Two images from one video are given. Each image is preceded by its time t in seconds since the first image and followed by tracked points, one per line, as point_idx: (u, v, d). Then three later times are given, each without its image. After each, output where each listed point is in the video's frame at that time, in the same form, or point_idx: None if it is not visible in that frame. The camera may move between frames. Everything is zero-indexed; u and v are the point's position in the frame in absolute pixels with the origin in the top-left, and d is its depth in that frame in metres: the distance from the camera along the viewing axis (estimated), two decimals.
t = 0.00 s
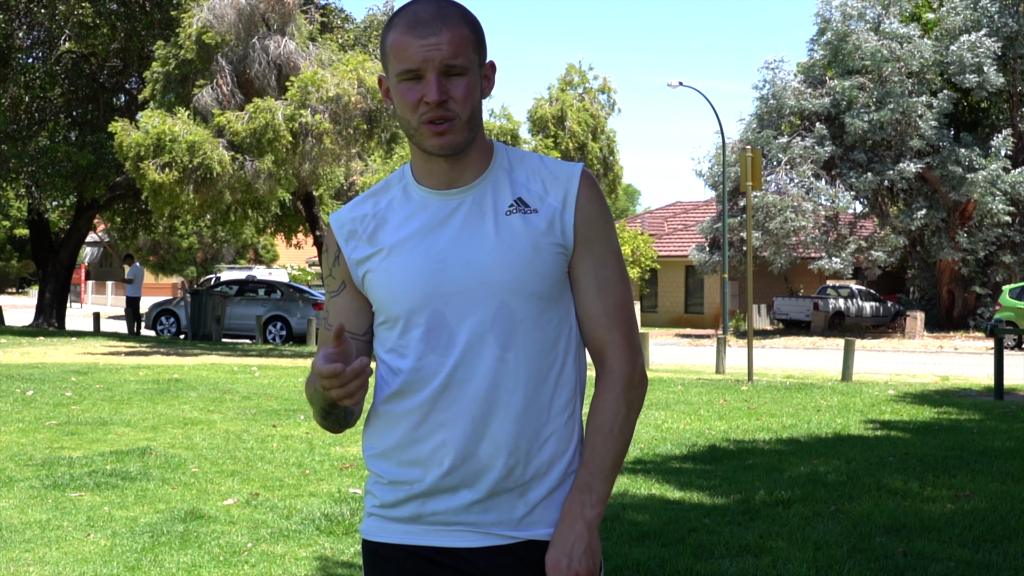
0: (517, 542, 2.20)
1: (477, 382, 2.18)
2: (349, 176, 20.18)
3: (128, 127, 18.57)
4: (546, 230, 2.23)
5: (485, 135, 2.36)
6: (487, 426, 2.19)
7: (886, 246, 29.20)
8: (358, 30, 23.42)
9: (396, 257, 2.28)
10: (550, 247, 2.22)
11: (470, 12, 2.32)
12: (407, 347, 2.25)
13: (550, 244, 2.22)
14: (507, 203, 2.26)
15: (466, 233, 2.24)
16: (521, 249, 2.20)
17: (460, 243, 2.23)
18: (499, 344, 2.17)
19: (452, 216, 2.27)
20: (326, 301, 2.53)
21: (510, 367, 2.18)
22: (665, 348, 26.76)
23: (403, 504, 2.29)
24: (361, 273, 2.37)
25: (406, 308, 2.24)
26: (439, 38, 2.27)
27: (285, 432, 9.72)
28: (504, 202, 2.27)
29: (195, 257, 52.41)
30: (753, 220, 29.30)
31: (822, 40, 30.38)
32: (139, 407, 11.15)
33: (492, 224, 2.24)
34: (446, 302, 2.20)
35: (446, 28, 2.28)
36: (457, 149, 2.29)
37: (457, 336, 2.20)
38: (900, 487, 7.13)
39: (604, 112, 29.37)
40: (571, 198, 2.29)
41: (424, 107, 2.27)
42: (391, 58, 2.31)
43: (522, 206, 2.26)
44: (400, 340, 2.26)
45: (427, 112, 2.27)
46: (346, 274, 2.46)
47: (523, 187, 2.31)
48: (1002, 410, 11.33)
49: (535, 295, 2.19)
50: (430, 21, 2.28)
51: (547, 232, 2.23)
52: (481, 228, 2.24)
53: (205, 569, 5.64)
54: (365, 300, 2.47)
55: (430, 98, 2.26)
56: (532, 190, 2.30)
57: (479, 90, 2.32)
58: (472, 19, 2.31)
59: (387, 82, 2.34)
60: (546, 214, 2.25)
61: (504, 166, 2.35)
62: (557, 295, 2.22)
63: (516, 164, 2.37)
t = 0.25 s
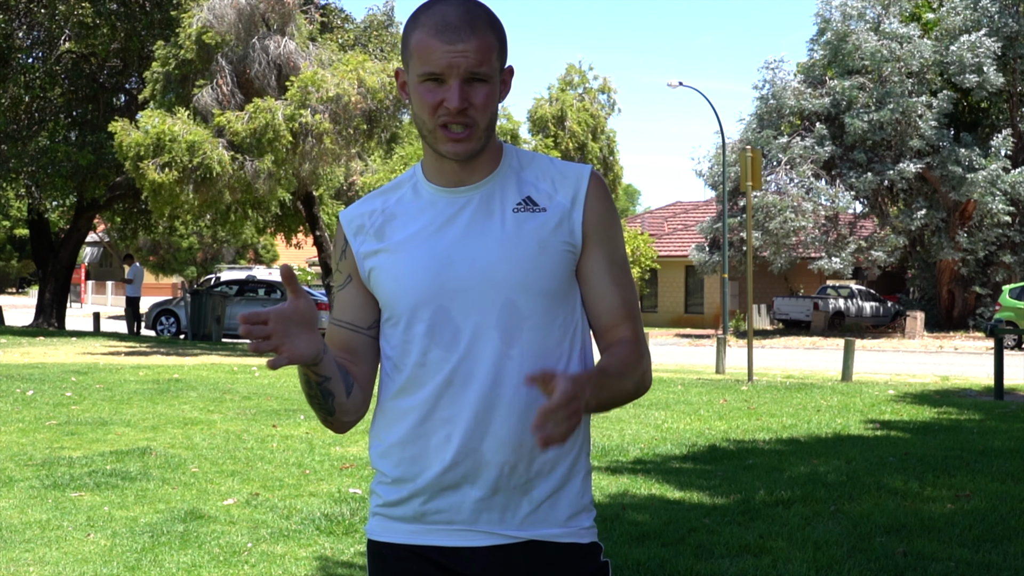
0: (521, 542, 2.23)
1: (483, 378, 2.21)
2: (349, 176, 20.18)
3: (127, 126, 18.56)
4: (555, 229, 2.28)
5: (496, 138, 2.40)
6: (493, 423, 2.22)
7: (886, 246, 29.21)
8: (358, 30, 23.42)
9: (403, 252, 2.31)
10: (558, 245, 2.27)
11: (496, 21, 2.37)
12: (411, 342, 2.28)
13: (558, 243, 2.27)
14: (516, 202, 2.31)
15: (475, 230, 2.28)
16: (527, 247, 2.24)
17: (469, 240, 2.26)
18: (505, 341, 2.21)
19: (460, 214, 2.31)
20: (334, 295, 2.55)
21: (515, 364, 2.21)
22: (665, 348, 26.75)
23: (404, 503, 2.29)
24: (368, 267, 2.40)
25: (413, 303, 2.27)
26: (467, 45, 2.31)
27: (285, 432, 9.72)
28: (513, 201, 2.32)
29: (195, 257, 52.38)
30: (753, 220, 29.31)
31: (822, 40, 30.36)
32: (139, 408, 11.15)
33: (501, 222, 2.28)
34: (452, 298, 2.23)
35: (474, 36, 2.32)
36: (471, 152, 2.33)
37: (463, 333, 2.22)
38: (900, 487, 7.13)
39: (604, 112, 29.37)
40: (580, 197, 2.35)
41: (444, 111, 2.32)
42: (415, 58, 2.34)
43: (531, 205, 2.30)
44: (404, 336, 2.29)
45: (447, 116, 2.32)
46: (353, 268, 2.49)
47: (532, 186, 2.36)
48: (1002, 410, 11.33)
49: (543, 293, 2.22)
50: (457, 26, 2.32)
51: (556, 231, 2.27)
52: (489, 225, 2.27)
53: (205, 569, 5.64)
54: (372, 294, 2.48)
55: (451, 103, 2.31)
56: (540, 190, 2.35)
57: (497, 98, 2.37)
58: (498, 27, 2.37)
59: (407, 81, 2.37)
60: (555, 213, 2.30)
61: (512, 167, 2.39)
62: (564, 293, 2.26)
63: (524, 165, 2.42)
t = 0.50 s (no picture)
0: (528, 541, 2.24)
1: (492, 376, 2.23)
2: (349, 176, 20.20)
3: (127, 126, 18.56)
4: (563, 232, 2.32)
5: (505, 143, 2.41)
6: (500, 421, 2.24)
7: (886, 246, 29.24)
8: (359, 30, 23.41)
9: (413, 252, 2.32)
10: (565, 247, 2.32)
11: (509, 25, 2.38)
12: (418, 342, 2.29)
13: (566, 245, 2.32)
14: (523, 203, 2.34)
15: (485, 231, 2.31)
16: (537, 249, 2.28)
17: (479, 242, 2.29)
18: (515, 341, 2.23)
19: (468, 216, 2.34)
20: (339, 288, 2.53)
21: (524, 362, 2.24)
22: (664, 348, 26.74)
23: (411, 503, 2.30)
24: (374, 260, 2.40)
25: (422, 302, 2.28)
26: (479, 48, 2.32)
27: (285, 431, 9.72)
28: (521, 202, 2.35)
29: (195, 257, 52.37)
30: (753, 220, 29.32)
31: (822, 39, 30.34)
32: (139, 407, 11.15)
33: (510, 224, 2.31)
34: (462, 298, 2.26)
35: (487, 38, 2.33)
36: (477, 158, 2.33)
37: (472, 332, 2.24)
38: (899, 487, 7.13)
39: (604, 112, 29.38)
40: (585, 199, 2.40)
41: (455, 115, 2.32)
42: (427, 60, 2.36)
43: (538, 206, 2.34)
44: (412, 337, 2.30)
45: (458, 120, 2.31)
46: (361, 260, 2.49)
47: (538, 188, 2.39)
48: (1003, 409, 11.32)
49: (552, 293, 2.26)
50: (469, 29, 2.33)
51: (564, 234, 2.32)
52: (500, 226, 2.31)
53: (206, 569, 5.64)
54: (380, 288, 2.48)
55: (462, 107, 2.31)
56: (545, 191, 2.39)
57: (509, 101, 2.37)
58: (510, 31, 2.38)
59: (419, 82, 2.38)
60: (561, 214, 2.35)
61: (520, 169, 2.42)
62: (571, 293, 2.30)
63: (532, 167, 2.45)
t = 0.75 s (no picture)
0: (531, 541, 2.24)
1: (497, 374, 2.24)
2: (349, 176, 20.20)
3: (127, 126, 18.57)
4: (566, 232, 2.33)
5: (502, 140, 2.42)
6: (505, 421, 2.24)
7: (886, 246, 29.25)
8: (359, 30, 23.41)
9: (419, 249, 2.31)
10: (571, 247, 2.33)
11: (486, 16, 2.37)
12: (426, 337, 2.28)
13: (570, 246, 2.33)
14: (526, 204, 2.36)
15: (488, 230, 2.32)
16: (542, 249, 2.30)
17: (483, 241, 2.30)
18: (520, 340, 2.24)
19: (472, 215, 2.34)
20: (344, 285, 2.46)
21: (528, 362, 2.24)
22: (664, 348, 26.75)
23: (414, 503, 2.29)
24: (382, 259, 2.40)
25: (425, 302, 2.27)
26: (458, 43, 2.32)
27: (286, 432, 9.72)
28: (523, 203, 2.36)
29: (195, 257, 52.38)
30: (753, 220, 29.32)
31: (822, 39, 30.34)
32: (139, 407, 11.15)
33: (514, 224, 2.32)
34: (466, 297, 2.26)
35: (464, 33, 2.32)
36: (474, 150, 2.34)
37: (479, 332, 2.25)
38: (899, 487, 7.13)
39: (604, 112, 29.39)
40: (590, 203, 2.41)
41: (444, 113, 2.32)
42: (410, 62, 2.35)
43: (542, 208, 2.35)
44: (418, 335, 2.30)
45: (448, 117, 2.32)
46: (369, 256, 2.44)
47: (541, 190, 2.40)
48: (1003, 409, 11.32)
49: (555, 293, 2.28)
50: (447, 26, 2.33)
51: (568, 236, 2.33)
52: (504, 225, 2.32)
53: (205, 569, 5.63)
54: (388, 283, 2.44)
55: (450, 103, 2.30)
56: (548, 193, 2.40)
57: (496, 94, 2.36)
58: (489, 24, 2.37)
59: (405, 86, 2.37)
60: (564, 215, 2.36)
61: (520, 170, 2.43)
62: (576, 294, 2.32)
63: (532, 169, 2.46)
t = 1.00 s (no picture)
0: (537, 539, 2.27)
1: (505, 375, 2.24)
2: (349, 176, 20.20)
3: (127, 126, 18.57)
4: (571, 231, 2.35)
5: (502, 139, 2.42)
6: (512, 421, 2.25)
7: (886, 246, 29.25)
8: (359, 30, 23.42)
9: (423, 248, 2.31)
10: (575, 246, 2.34)
11: (480, 14, 2.36)
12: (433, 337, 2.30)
13: (574, 246, 2.34)
14: (531, 204, 2.36)
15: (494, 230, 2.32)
16: (547, 248, 2.31)
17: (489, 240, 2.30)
18: (528, 341, 2.25)
19: (475, 216, 2.35)
20: (349, 280, 2.40)
21: (535, 362, 2.25)
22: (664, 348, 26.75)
23: (421, 503, 2.30)
24: (388, 253, 2.36)
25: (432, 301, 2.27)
26: (454, 45, 2.31)
27: (286, 432, 9.72)
28: (527, 202, 2.37)
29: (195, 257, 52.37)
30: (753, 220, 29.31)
31: (822, 39, 30.34)
32: (139, 407, 11.15)
33: (519, 221, 2.33)
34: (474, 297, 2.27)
35: (460, 34, 2.31)
36: (475, 149, 2.34)
37: (486, 331, 2.24)
38: (900, 487, 7.13)
39: (604, 112, 29.40)
40: (592, 202, 2.42)
41: (445, 114, 2.31)
42: (407, 66, 2.34)
43: (545, 208, 2.36)
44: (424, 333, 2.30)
45: (449, 119, 2.31)
46: (376, 251, 2.40)
47: (544, 189, 2.41)
48: (1003, 410, 11.32)
49: (560, 292, 2.29)
50: (442, 29, 2.32)
51: (571, 234, 2.35)
52: (508, 225, 2.32)
53: (206, 569, 5.63)
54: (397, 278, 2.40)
55: (450, 105, 2.30)
56: (551, 192, 2.41)
57: (496, 92, 2.36)
58: (484, 21, 2.36)
59: (404, 89, 2.36)
60: (567, 215, 2.37)
61: (521, 170, 2.44)
62: (580, 294, 2.33)
63: (532, 167, 2.47)
